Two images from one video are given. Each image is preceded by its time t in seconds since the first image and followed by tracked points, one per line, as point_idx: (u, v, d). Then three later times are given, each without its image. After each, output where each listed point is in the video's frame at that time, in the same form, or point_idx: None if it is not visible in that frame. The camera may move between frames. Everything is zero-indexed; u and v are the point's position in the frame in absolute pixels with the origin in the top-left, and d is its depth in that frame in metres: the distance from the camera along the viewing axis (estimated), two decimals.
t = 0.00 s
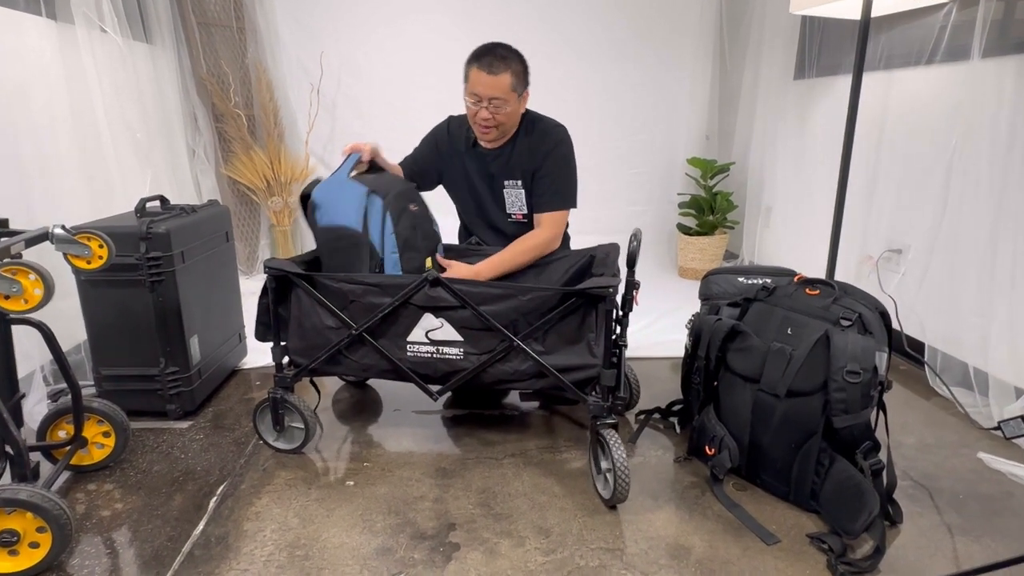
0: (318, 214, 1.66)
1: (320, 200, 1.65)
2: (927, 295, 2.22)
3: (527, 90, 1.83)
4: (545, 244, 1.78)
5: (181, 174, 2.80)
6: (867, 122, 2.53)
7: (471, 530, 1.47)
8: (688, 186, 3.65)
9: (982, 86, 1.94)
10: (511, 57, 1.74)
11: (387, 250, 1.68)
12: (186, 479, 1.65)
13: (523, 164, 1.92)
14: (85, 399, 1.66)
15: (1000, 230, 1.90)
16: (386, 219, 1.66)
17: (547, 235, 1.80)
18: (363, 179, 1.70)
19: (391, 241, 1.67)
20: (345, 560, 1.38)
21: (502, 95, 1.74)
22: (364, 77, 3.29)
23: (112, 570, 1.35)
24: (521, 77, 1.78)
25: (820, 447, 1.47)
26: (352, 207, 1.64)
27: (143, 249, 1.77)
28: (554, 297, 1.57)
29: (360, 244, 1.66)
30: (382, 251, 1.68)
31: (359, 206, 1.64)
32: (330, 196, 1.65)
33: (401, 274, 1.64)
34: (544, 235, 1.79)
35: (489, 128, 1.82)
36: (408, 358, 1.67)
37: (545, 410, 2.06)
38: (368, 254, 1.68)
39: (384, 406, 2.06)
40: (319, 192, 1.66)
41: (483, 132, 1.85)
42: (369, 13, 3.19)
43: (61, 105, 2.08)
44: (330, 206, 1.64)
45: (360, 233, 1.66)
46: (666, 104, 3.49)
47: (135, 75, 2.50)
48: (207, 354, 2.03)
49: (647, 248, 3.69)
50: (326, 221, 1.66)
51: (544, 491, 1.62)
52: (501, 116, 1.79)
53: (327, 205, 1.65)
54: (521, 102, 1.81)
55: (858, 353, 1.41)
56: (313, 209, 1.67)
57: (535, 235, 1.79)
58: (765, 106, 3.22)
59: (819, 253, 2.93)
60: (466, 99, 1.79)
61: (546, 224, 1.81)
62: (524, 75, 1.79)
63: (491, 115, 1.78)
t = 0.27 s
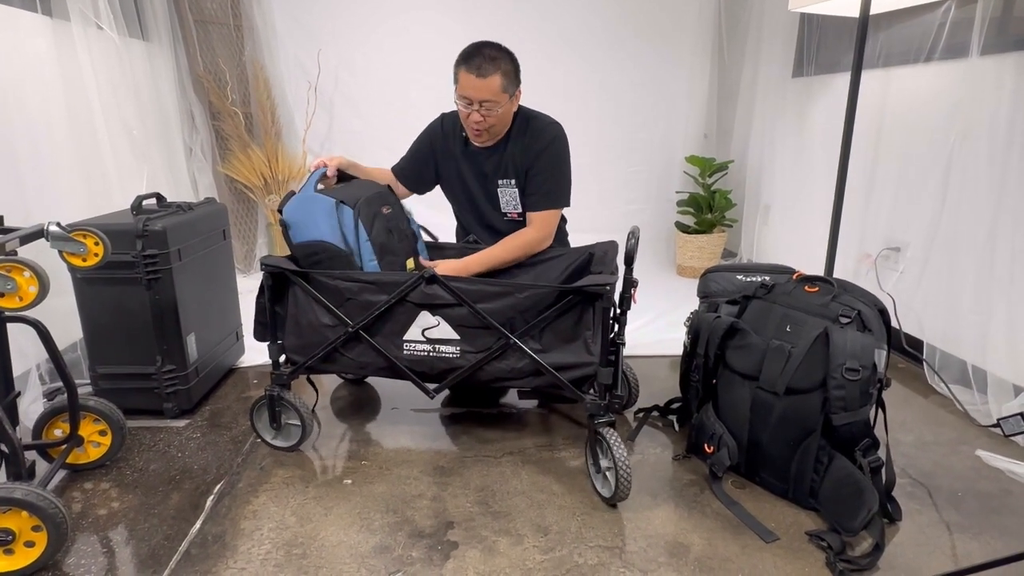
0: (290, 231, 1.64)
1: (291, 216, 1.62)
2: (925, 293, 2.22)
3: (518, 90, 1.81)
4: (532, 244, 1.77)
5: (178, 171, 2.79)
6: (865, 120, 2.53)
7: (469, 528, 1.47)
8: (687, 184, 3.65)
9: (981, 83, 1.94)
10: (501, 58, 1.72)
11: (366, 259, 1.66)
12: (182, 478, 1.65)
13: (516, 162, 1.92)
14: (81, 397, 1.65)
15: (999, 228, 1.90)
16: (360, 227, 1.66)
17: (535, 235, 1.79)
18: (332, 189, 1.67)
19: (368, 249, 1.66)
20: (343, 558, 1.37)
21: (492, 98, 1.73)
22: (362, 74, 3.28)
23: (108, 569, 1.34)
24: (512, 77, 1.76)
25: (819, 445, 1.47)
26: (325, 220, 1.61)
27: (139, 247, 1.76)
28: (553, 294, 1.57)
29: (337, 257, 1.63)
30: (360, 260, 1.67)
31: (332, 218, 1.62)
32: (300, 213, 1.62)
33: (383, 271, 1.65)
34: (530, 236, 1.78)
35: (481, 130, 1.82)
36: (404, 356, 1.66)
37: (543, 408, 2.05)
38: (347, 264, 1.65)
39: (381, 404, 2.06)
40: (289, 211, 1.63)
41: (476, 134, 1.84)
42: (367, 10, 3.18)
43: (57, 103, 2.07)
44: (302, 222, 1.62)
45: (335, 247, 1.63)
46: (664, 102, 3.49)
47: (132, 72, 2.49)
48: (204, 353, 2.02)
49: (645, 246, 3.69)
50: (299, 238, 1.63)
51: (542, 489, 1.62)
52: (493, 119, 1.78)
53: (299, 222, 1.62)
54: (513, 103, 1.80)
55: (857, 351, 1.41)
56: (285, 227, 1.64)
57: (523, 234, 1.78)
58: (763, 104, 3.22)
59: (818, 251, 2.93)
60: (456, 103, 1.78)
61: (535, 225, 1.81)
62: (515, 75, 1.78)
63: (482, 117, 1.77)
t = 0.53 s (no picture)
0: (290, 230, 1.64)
1: (291, 216, 1.63)
2: (922, 293, 2.23)
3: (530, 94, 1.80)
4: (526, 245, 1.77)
5: (175, 172, 2.79)
6: (862, 121, 2.54)
7: (468, 529, 1.47)
8: (685, 184, 3.66)
9: (977, 84, 1.95)
10: (515, 64, 1.70)
11: (364, 261, 1.66)
12: (180, 479, 1.64)
13: (519, 164, 1.92)
14: (78, 398, 1.65)
15: (996, 228, 1.90)
16: (360, 229, 1.65)
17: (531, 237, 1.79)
18: (334, 190, 1.67)
19: (367, 252, 1.66)
20: (341, 559, 1.37)
21: (508, 104, 1.72)
22: (360, 75, 3.28)
23: (106, 570, 1.34)
24: (525, 82, 1.74)
25: (816, 445, 1.47)
26: (324, 221, 1.61)
27: (137, 248, 1.76)
28: (551, 295, 1.57)
29: (335, 258, 1.63)
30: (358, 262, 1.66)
31: (332, 220, 1.62)
32: (299, 213, 1.62)
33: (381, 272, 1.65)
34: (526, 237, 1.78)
35: (492, 134, 1.80)
36: (401, 357, 1.66)
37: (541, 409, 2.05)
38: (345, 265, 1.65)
39: (379, 405, 2.06)
40: (289, 210, 1.63)
41: (485, 137, 1.83)
42: (365, 11, 3.18)
43: (55, 104, 2.07)
44: (302, 222, 1.62)
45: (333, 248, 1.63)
46: (662, 103, 3.49)
47: (129, 73, 2.49)
48: (202, 354, 2.02)
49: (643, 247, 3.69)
50: (299, 237, 1.63)
51: (541, 489, 1.62)
52: (505, 124, 1.77)
53: (298, 221, 1.62)
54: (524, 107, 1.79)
55: (854, 351, 1.41)
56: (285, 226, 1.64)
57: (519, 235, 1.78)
58: (761, 105, 3.23)
59: (816, 252, 2.93)
60: (468, 106, 1.75)
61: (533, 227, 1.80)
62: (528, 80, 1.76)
63: (494, 122, 1.75)
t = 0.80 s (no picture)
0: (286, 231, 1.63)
1: (287, 217, 1.62)
2: (919, 293, 2.23)
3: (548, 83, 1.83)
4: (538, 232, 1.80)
5: (173, 173, 2.79)
6: (859, 121, 2.55)
7: (466, 529, 1.47)
8: (682, 185, 3.66)
9: (973, 85, 1.96)
10: (540, 52, 1.74)
11: (361, 262, 1.66)
12: (178, 480, 1.64)
13: (530, 158, 1.95)
14: (76, 399, 1.64)
15: (992, 228, 1.91)
16: (355, 230, 1.64)
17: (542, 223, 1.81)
18: (330, 190, 1.65)
19: (363, 252, 1.65)
20: (339, 559, 1.37)
21: (536, 90, 1.74)
22: (358, 76, 3.28)
23: (104, 571, 1.34)
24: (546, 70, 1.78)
25: (813, 444, 1.48)
26: (319, 223, 1.60)
27: (134, 249, 1.76)
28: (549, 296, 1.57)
29: (331, 260, 1.63)
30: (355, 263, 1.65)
31: (327, 222, 1.61)
32: (294, 215, 1.61)
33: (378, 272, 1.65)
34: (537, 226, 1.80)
35: (519, 121, 1.82)
36: (399, 357, 1.66)
37: (539, 409, 2.06)
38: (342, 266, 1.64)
39: (378, 405, 2.06)
40: (283, 212, 1.62)
41: (510, 125, 1.84)
42: (363, 12, 3.18)
43: (52, 105, 2.06)
44: (298, 224, 1.62)
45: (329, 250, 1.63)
46: (659, 104, 3.50)
47: (127, 73, 2.48)
48: (199, 355, 2.02)
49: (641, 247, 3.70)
50: (295, 239, 1.63)
51: (538, 489, 1.62)
52: (532, 110, 1.79)
53: (294, 224, 1.62)
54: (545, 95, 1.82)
55: (851, 350, 1.42)
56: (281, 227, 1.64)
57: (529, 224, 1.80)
58: (759, 105, 3.23)
59: (813, 252, 2.94)
60: (496, 93, 1.76)
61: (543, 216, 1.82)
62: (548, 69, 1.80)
63: (523, 109, 1.77)
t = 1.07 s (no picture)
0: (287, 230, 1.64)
1: (288, 217, 1.63)
2: (915, 293, 2.24)
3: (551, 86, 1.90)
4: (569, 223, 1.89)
5: (170, 174, 2.79)
6: (855, 121, 2.56)
7: (463, 529, 1.47)
8: (680, 185, 3.67)
9: (968, 85, 1.97)
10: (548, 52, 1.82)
11: (362, 262, 1.66)
12: (175, 481, 1.64)
13: (542, 158, 1.97)
14: (73, 400, 1.64)
15: (987, 228, 1.91)
16: (357, 231, 1.65)
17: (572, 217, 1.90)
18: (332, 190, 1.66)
19: (364, 253, 1.66)
20: (337, 560, 1.37)
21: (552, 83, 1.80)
22: (356, 77, 3.28)
23: (101, 573, 1.33)
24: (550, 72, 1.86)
25: (810, 443, 1.48)
26: (320, 223, 1.62)
27: (131, 250, 1.76)
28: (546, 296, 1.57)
29: (332, 259, 1.64)
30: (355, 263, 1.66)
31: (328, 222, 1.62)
32: (296, 215, 1.62)
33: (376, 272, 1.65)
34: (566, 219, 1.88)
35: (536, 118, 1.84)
36: (398, 358, 1.67)
37: (537, 409, 2.06)
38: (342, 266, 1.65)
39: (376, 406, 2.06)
40: (285, 212, 1.63)
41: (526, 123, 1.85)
42: (361, 13, 3.19)
43: (49, 106, 2.06)
44: (299, 223, 1.63)
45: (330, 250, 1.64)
46: (657, 105, 3.51)
47: (124, 74, 2.48)
48: (197, 356, 2.02)
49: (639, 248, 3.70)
50: (296, 238, 1.64)
51: (536, 489, 1.62)
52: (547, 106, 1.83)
53: (295, 223, 1.63)
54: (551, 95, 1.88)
55: (847, 350, 1.42)
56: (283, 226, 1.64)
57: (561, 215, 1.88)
58: (755, 106, 3.24)
59: (810, 252, 2.95)
60: (516, 89, 1.78)
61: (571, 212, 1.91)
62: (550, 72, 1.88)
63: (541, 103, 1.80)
